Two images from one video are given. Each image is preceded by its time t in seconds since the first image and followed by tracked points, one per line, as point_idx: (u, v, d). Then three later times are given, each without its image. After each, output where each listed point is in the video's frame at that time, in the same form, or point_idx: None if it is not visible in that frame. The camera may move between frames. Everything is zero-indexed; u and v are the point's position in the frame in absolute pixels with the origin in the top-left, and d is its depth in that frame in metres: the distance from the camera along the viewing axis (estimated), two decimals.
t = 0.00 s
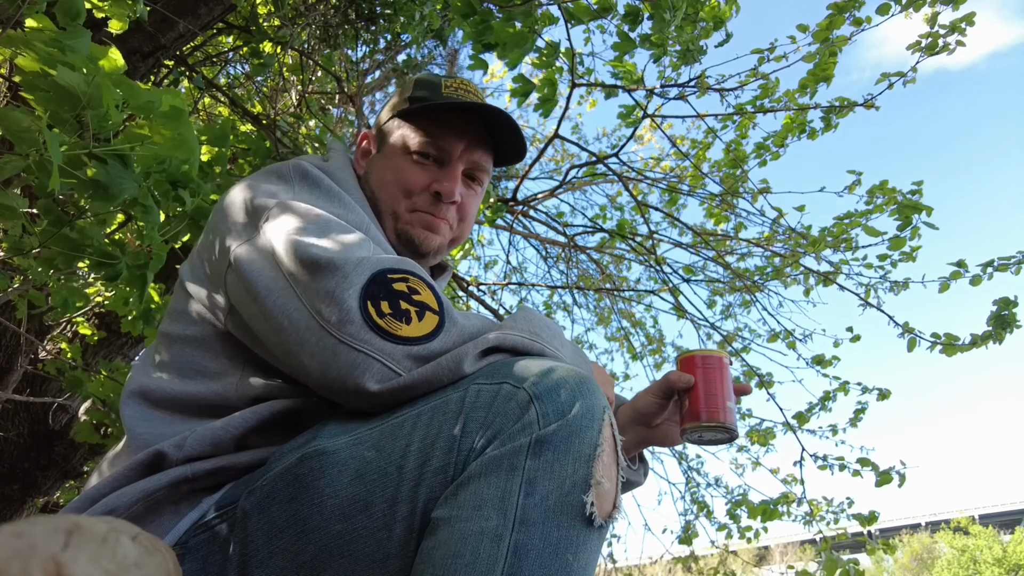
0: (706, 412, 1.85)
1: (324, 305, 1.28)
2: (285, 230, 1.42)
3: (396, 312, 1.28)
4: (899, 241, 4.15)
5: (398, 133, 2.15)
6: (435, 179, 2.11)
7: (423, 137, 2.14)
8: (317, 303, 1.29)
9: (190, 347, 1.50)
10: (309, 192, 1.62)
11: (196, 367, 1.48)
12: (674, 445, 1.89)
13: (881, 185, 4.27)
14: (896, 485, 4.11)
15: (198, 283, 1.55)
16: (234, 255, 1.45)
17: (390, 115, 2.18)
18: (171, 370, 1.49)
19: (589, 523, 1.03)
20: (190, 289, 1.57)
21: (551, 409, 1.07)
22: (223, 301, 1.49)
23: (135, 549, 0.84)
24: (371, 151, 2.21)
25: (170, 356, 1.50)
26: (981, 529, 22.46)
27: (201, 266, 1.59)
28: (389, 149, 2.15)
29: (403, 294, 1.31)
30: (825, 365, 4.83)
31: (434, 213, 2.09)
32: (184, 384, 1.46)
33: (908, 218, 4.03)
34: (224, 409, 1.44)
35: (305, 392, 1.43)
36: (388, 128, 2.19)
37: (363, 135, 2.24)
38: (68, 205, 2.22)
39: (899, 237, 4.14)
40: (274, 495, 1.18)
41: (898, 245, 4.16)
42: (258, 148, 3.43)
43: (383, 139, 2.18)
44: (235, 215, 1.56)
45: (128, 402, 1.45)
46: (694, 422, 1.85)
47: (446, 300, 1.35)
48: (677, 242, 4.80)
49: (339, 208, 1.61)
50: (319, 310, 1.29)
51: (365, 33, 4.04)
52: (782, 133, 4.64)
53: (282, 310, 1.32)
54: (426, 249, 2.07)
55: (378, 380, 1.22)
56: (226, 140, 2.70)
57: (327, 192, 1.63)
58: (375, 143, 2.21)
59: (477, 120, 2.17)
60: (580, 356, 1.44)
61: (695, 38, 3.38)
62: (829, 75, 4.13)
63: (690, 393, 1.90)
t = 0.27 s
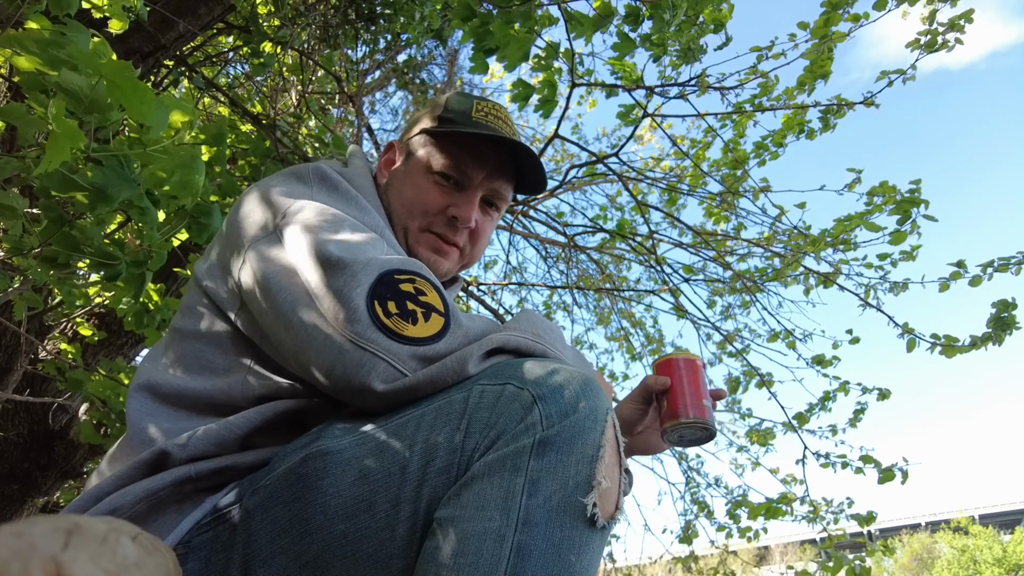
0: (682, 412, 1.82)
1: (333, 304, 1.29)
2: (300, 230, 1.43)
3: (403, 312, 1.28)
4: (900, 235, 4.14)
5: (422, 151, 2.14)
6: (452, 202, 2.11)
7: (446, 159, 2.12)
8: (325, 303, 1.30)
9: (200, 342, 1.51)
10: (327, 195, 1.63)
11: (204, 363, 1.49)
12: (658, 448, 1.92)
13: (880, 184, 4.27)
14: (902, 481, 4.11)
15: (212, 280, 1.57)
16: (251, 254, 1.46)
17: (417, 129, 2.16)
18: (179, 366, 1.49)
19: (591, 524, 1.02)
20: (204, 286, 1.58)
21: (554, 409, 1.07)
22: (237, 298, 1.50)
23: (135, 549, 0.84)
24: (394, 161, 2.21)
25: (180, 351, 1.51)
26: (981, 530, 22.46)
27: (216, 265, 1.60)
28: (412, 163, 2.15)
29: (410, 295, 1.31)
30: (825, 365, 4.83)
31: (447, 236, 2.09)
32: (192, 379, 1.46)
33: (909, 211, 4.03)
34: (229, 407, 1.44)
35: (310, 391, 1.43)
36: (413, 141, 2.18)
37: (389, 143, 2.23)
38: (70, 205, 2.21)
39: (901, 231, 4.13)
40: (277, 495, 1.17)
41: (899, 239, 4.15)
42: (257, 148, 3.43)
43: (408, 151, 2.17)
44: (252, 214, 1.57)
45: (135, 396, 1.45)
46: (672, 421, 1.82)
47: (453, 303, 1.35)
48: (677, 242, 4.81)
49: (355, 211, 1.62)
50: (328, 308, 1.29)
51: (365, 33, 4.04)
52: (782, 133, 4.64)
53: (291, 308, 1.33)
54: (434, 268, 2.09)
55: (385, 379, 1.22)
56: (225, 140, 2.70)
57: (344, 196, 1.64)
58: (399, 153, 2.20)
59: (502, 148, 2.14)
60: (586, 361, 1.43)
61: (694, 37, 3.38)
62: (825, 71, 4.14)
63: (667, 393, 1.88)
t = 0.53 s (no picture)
0: (687, 480, 1.83)
1: (331, 303, 1.29)
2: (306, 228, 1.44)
3: (400, 310, 1.28)
4: (905, 236, 4.15)
5: (450, 154, 2.15)
6: (483, 202, 2.12)
7: (473, 162, 2.16)
8: (324, 302, 1.30)
9: (205, 342, 1.51)
10: (337, 195, 1.63)
11: (208, 363, 1.49)
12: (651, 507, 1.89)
13: (881, 183, 4.27)
14: (903, 481, 4.12)
15: (218, 278, 1.57)
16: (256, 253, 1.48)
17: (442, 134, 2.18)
18: (180, 364, 1.50)
19: (591, 524, 1.03)
20: (209, 283, 1.58)
21: (553, 408, 1.07)
22: (240, 297, 1.51)
23: (135, 549, 0.84)
24: (417, 166, 2.19)
25: (185, 351, 1.51)
26: (980, 530, 22.47)
27: (224, 263, 1.60)
28: (439, 166, 2.15)
29: (408, 292, 1.31)
30: (825, 365, 4.84)
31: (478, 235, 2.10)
32: (195, 379, 1.46)
33: (917, 212, 4.04)
34: (231, 408, 1.45)
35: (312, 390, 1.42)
36: (436, 146, 2.18)
37: (407, 150, 2.21)
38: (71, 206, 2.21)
39: (907, 232, 4.13)
40: (275, 495, 1.18)
41: (904, 239, 4.16)
42: (257, 148, 3.43)
43: (432, 156, 2.17)
44: (260, 214, 1.59)
45: (138, 395, 1.45)
46: (676, 487, 1.83)
47: (452, 300, 1.35)
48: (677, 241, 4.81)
49: (363, 211, 1.62)
50: (325, 306, 1.29)
51: (366, 33, 4.05)
52: (783, 133, 4.64)
53: (291, 306, 1.33)
54: (470, 266, 2.08)
55: (381, 377, 1.22)
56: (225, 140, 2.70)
57: (354, 197, 1.64)
58: (422, 158, 2.19)
59: (520, 154, 2.21)
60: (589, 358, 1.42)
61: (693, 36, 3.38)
62: (824, 72, 4.14)
63: (672, 458, 1.87)
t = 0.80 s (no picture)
0: None
1: (304, 302, 1.30)
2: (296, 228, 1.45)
3: (372, 310, 1.28)
4: (903, 239, 4.15)
5: (478, 172, 2.19)
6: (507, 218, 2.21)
7: (497, 180, 2.22)
8: (296, 304, 1.31)
9: (207, 336, 1.51)
10: (343, 198, 1.64)
11: (208, 356, 1.50)
12: None
13: (882, 184, 4.27)
14: (895, 486, 4.13)
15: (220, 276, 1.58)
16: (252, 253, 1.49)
17: (468, 152, 2.20)
18: (180, 357, 1.50)
19: (584, 520, 1.03)
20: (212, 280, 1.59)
21: (544, 403, 1.08)
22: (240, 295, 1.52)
23: (135, 549, 0.85)
24: (446, 179, 2.17)
25: (185, 343, 1.51)
26: (981, 529, 22.46)
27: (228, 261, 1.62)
28: (469, 182, 2.18)
29: (381, 291, 1.30)
30: (825, 364, 4.84)
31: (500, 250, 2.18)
32: (195, 372, 1.47)
33: (914, 216, 4.04)
34: (229, 403, 1.46)
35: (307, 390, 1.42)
36: (463, 162, 2.20)
37: (434, 163, 2.18)
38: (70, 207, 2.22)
39: (903, 235, 4.14)
40: (268, 495, 1.18)
41: (901, 243, 4.16)
42: (257, 148, 3.43)
43: (460, 171, 2.18)
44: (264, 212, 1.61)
45: (136, 382, 1.45)
46: None
47: (434, 294, 1.33)
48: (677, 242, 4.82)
49: (365, 209, 1.63)
50: (298, 309, 1.30)
51: (366, 33, 4.05)
52: (783, 133, 4.64)
53: (269, 310, 1.35)
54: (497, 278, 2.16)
55: (351, 380, 1.23)
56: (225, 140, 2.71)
57: (360, 199, 1.66)
58: (450, 172, 2.18)
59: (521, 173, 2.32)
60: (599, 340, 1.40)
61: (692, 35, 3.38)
62: (825, 72, 4.14)
63: None
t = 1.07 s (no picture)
0: None
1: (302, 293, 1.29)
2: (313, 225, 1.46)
3: (365, 297, 1.26)
4: (904, 229, 4.14)
5: (498, 193, 2.19)
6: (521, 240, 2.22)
7: (513, 202, 2.23)
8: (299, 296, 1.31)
9: (223, 337, 1.51)
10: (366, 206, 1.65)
11: (224, 356, 1.49)
12: None
13: (882, 181, 4.27)
14: (900, 482, 4.12)
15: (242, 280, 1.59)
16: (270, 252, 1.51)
17: (488, 174, 2.20)
18: (196, 356, 1.50)
19: (591, 521, 1.03)
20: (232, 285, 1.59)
21: (551, 404, 1.07)
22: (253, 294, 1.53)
23: (135, 549, 0.85)
24: (468, 198, 2.17)
25: (202, 343, 1.51)
26: (981, 530, 22.46)
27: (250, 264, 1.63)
28: (491, 203, 2.18)
29: (375, 276, 1.27)
30: (825, 364, 4.85)
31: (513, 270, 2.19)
32: (210, 371, 1.46)
33: (914, 204, 4.03)
34: (239, 403, 1.44)
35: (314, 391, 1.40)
36: (484, 182, 2.20)
37: (457, 181, 2.16)
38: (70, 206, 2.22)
39: (905, 225, 4.12)
40: (274, 493, 1.18)
41: (903, 232, 4.15)
42: (257, 148, 3.43)
43: (482, 192, 2.18)
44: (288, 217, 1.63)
45: (152, 380, 1.45)
46: None
47: (431, 277, 1.29)
48: (677, 241, 4.82)
49: (385, 215, 1.63)
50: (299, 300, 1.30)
51: (365, 33, 4.05)
52: (783, 132, 4.64)
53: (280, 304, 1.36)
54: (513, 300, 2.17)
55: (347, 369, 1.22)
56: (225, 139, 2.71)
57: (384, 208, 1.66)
58: (472, 192, 2.17)
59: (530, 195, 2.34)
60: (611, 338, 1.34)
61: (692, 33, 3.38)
62: (826, 70, 4.14)
63: None
